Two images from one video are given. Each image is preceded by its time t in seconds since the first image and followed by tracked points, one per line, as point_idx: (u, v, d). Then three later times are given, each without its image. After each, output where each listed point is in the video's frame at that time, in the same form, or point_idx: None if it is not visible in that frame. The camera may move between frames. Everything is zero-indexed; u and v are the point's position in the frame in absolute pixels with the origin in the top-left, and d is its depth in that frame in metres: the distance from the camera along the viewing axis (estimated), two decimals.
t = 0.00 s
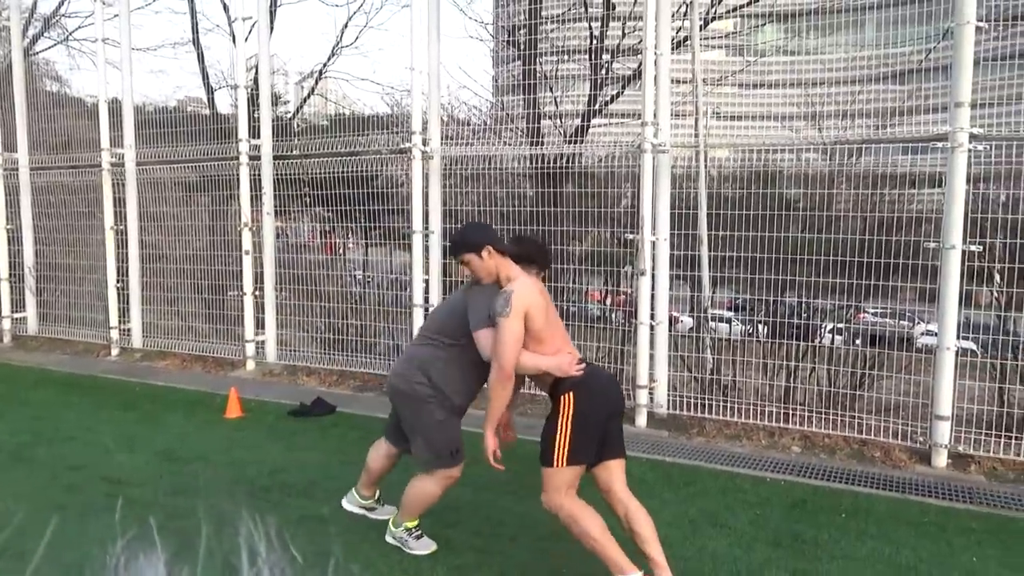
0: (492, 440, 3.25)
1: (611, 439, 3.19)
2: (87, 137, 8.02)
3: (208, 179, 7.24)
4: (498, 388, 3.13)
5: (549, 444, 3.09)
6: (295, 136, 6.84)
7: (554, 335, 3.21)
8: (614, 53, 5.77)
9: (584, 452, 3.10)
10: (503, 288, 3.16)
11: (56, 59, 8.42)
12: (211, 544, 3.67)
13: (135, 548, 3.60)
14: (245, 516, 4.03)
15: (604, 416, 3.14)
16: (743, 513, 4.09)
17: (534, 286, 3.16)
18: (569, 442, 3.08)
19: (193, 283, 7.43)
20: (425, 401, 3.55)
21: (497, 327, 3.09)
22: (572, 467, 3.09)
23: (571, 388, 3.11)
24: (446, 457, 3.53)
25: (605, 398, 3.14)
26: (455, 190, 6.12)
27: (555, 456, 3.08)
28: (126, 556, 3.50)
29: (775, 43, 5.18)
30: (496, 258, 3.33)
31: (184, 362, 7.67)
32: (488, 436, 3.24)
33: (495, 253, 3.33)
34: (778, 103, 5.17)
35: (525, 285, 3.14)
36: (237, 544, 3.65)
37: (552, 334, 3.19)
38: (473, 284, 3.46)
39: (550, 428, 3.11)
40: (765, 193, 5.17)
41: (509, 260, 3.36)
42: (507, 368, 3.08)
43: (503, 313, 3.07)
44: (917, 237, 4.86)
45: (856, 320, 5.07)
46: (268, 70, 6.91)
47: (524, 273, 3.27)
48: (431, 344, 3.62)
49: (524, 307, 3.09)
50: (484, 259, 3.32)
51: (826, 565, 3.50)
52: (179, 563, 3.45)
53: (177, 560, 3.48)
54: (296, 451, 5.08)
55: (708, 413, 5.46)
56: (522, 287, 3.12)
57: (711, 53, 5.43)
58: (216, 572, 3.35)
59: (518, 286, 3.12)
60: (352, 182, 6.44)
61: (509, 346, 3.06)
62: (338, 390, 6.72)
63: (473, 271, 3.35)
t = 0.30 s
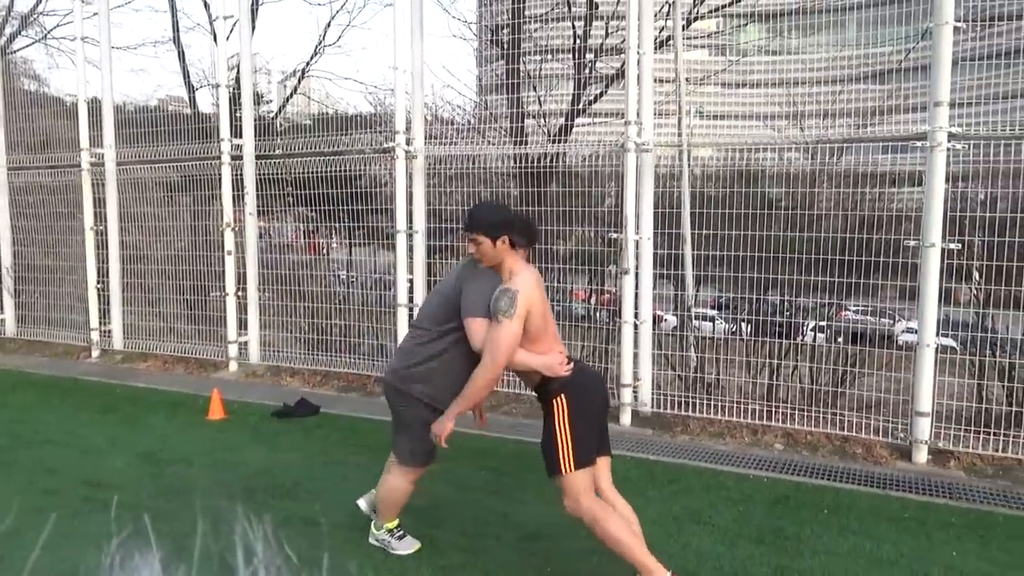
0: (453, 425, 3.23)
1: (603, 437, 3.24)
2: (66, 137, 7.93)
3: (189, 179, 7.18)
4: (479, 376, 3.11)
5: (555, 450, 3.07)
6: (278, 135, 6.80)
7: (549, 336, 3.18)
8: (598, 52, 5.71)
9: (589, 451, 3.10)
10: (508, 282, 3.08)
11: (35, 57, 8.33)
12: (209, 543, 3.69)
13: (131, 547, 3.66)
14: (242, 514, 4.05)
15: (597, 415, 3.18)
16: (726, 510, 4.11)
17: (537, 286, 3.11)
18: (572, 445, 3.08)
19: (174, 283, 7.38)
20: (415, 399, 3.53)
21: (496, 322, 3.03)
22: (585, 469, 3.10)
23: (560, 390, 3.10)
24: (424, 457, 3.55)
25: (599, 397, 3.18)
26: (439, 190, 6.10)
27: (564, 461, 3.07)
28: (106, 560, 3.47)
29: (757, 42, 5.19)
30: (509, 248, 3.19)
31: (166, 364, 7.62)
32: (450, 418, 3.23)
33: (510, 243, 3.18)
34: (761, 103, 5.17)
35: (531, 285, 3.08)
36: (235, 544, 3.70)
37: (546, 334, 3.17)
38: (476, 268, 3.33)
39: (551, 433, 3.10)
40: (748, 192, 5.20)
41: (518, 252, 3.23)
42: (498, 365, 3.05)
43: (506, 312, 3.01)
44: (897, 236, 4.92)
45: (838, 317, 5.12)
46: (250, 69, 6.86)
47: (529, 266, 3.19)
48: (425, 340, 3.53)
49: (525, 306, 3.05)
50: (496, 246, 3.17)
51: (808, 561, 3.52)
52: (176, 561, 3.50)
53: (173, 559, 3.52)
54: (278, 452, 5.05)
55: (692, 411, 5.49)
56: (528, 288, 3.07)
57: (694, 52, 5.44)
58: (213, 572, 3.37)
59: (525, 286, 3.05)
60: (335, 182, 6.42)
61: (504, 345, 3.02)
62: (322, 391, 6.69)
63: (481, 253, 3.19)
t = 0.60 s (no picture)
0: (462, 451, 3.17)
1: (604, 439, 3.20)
2: (42, 137, 7.83)
3: (169, 180, 7.10)
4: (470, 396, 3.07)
5: (564, 455, 3.00)
6: (259, 135, 6.75)
7: (537, 343, 3.15)
8: (579, 51, 5.75)
9: (598, 454, 3.04)
10: (490, 294, 3.05)
11: (10, 57, 8.23)
12: (208, 547, 3.67)
13: (130, 552, 3.64)
14: (241, 517, 4.02)
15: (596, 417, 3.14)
16: (710, 506, 4.14)
17: (520, 295, 3.06)
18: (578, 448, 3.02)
19: (155, 285, 7.31)
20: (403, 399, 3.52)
21: (479, 338, 3.00)
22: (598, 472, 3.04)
23: (557, 396, 3.05)
24: (407, 460, 3.53)
25: (593, 397, 3.15)
26: (421, 189, 6.10)
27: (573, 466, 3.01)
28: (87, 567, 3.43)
29: (737, 40, 5.22)
30: (493, 257, 3.17)
31: (147, 366, 7.55)
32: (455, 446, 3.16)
33: (494, 252, 3.15)
34: (741, 101, 5.20)
35: (513, 296, 3.04)
36: (233, 547, 3.67)
37: (533, 341, 3.13)
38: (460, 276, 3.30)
39: (556, 440, 3.03)
40: (730, 189, 5.24)
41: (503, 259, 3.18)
42: (486, 380, 3.01)
43: (488, 326, 2.98)
44: (876, 232, 4.99)
45: (819, 313, 5.15)
46: (230, 68, 6.81)
47: (511, 275, 3.15)
48: (413, 344, 3.51)
49: (506, 319, 3.01)
50: (479, 254, 3.15)
51: (791, 555, 3.55)
52: (174, 567, 3.48)
53: (172, 565, 3.50)
54: (262, 454, 5.02)
55: (676, 408, 5.51)
56: (510, 300, 3.03)
57: (675, 51, 5.45)
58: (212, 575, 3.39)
59: (506, 298, 3.02)
60: (317, 182, 6.39)
61: (489, 360, 2.98)
62: (305, 392, 6.66)
63: (465, 255, 3.17)
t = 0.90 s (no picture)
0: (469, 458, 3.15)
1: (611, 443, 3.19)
2: (24, 135, 7.75)
3: (153, 179, 7.05)
4: (475, 402, 3.05)
5: (577, 461, 2.98)
6: (245, 134, 6.72)
7: (541, 347, 3.12)
8: (566, 52, 5.80)
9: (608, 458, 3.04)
10: (491, 298, 3.03)
11: None
12: (199, 555, 3.61)
13: (118, 560, 3.56)
14: (232, 523, 3.94)
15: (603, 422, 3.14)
16: (695, 505, 4.15)
17: (520, 299, 3.04)
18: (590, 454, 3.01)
19: (138, 285, 7.25)
20: (400, 402, 3.47)
21: (481, 342, 2.98)
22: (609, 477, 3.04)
23: (565, 399, 3.03)
24: (400, 464, 3.50)
25: (602, 400, 3.14)
26: (408, 189, 6.08)
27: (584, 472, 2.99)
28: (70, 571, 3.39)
29: (723, 42, 5.25)
30: (493, 261, 3.14)
31: (131, 366, 7.49)
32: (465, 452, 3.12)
33: (495, 255, 3.11)
34: (728, 102, 5.22)
35: (514, 300, 3.02)
36: (220, 552, 3.63)
37: (537, 345, 3.10)
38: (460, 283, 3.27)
39: (568, 444, 3.01)
40: (716, 190, 5.26)
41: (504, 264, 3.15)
42: (490, 385, 2.99)
43: (489, 329, 2.96)
44: (860, 233, 5.00)
45: (805, 313, 5.21)
46: (215, 66, 6.76)
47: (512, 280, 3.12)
48: (416, 349, 3.46)
49: (508, 322, 2.98)
50: (479, 257, 3.12)
51: (775, 554, 3.57)
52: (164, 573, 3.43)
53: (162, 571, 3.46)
54: (245, 456, 4.98)
55: (661, 408, 5.52)
56: (511, 303, 3.01)
57: (663, 51, 5.47)
58: None
59: (507, 302, 2.99)
60: (303, 181, 6.37)
61: (492, 364, 2.96)
62: (291, 392, 6.63)
63: (466, 261, 3.15)
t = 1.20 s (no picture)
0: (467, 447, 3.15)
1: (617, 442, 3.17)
2: (7, 132, 7.67)
3: (138, 176, 7.00)
4: (480, 391, 3.04)
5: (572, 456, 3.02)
6: (231, 131, 6.67)
7: (549, 341, 3.13)
8: (553, 50, 5.76)
9: (605, 456, 3.05)
10: (501, 290, 3.06)
11: None
12: (192, 555, 3.59)
13: (110, 560, 3.54)
14: (225, 523, 3.92)
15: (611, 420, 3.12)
16: (682, 503, 4.17)
17: (530, 292, 3.07)
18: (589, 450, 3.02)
19: (122, 283, 7.19)
20: (406, 403, 3.42)
21: (490, 332, 2.99)
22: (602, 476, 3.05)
23: (569, 394, 3.03)
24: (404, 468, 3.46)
25: (609, 396, 3.11)
26: (396, 187, 6.06)
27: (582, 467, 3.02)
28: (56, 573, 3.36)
29: (709, 41, 5.27)
30: (502, 254, 3.16)
31: (115, 366, 7.43)
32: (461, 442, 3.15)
33: (504, 249, 3.14)
34: (715, 101, 5.24)
35: (524, 292, 3.05)
36: (210, 552, 3.61)
37: (545, 338, 3.12)
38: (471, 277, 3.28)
39: (566, 439, 3.03)
40: (702, 189, 5.27)
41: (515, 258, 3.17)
42: (498, 375, 2.99)
43: (498, 319, 2.97)
44: (845, 232, 5.03)
45: (790, 312, 5.23)
46: (201, 63, 6.72)
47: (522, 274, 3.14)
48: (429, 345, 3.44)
49: (517, 314, 3.01)
50: (488, 249, 3.15)
51: (761, 551, 3.59)
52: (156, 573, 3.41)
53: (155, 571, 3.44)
54: (230, 456, 4.94)
55: (648, 406, 5.54)
56: (520, 295, 3.03)
57: (650, 51, 5.47)
58: None
59: (516, 294, 3.02)
60: (289, 179, 6.32)
61: (500, 354, 2.97)
62: (277, 391, 6.60)
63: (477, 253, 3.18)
